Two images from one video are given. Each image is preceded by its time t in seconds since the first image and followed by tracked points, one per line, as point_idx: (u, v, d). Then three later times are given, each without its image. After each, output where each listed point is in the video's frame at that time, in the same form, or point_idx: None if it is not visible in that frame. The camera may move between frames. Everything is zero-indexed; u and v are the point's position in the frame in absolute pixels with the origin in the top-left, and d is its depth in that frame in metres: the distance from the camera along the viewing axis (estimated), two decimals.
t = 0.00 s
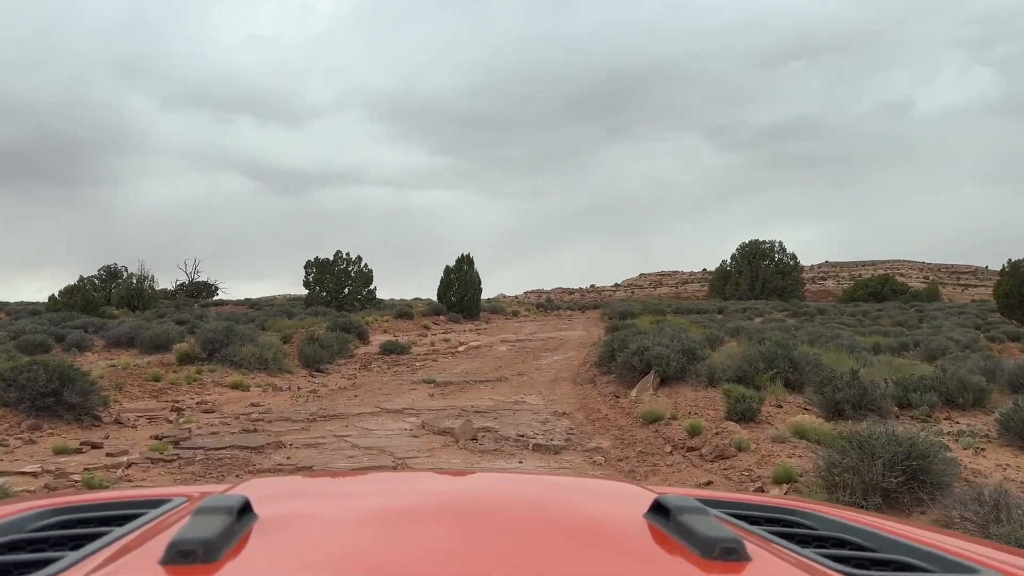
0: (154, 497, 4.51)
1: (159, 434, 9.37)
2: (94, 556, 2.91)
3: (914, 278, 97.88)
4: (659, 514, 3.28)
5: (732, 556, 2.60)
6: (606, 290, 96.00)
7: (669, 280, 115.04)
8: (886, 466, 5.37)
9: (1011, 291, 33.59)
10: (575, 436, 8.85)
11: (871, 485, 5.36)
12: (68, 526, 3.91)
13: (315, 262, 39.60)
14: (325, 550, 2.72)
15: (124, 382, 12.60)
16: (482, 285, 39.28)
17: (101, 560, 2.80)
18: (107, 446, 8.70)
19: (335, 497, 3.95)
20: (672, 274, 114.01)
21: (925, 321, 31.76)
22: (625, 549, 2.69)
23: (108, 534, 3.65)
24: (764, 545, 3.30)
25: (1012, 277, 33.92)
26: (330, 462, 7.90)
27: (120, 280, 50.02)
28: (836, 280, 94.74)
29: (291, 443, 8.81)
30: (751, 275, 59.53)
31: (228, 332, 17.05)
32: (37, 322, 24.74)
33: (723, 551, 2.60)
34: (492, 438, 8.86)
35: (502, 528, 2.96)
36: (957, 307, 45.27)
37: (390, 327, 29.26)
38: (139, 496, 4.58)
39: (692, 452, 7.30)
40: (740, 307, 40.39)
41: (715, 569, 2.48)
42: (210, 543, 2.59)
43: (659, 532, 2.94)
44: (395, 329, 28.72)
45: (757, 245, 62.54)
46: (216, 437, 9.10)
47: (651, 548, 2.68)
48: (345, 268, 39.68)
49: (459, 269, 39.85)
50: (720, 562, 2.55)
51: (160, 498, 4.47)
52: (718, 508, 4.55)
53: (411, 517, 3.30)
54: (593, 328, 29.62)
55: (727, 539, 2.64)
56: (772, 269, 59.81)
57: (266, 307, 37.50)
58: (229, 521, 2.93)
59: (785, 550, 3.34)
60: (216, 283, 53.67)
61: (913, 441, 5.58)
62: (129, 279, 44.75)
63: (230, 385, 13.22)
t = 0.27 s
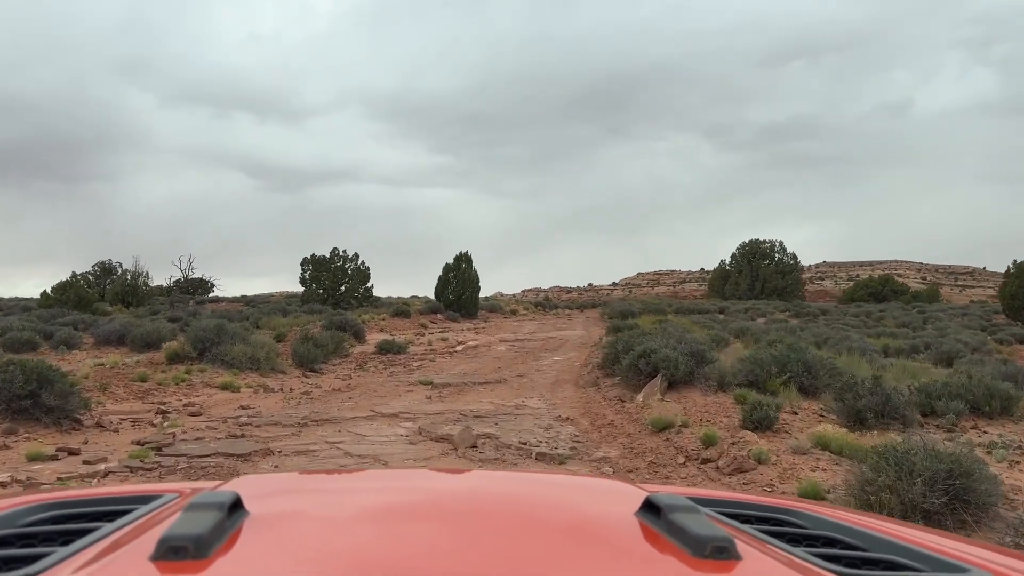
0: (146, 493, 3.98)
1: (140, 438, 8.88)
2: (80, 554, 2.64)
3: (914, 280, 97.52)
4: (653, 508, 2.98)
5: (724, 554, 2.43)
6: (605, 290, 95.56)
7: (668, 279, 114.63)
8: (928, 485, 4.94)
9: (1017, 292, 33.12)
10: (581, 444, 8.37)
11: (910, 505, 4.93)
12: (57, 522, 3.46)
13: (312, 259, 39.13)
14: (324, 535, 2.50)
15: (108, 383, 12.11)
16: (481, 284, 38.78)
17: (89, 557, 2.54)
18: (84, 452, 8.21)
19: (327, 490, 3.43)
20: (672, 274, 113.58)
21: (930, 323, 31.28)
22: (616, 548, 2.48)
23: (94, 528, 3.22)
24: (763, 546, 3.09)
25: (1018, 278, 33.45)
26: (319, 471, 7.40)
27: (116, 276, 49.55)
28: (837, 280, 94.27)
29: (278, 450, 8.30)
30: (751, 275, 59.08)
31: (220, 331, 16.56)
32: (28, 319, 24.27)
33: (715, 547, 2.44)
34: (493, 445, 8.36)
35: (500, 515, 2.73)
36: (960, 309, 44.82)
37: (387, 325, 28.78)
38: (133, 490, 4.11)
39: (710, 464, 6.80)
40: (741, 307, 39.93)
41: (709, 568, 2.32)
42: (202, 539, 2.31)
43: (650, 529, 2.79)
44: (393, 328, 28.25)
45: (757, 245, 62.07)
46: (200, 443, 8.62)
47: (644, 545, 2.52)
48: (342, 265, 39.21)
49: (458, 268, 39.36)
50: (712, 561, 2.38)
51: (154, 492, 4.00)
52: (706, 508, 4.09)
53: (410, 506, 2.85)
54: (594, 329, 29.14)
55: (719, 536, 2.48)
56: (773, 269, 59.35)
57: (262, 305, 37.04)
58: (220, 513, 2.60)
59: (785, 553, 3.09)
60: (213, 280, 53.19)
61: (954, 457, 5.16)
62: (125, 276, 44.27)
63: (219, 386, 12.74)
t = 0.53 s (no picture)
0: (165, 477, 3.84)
1: (120, 444, 8.42)
2: (92, 542, 2.57)
3: (914, 282, 97.11)
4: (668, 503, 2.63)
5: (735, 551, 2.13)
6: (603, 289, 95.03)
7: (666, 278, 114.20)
8: (979, 511, 4.53)
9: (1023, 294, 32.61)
10: (588, 453, 7.91)
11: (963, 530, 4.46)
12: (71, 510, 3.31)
13: (308, 256, 38.60)
14: (324, 528, 2.33)
15: (92, 384, 11.62)
16: (479, 282, 38.25)
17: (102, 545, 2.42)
18: (61, 459, 7.75)
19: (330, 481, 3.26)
20: (670, 273, 113.09)
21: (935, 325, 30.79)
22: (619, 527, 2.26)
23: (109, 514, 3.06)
24: (764, 538, 2.80)
25: None
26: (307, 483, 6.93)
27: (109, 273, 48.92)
28: (836, 282, 93.81)
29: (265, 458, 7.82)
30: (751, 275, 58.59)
31: (212, 329, 16.08)
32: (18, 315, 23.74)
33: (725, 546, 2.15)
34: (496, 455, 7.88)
35: (504, 493, 2.53)
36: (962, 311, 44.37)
37: (383, 324, 28.28)
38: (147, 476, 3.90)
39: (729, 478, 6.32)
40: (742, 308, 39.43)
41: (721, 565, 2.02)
42: (217, 527, 2.26)
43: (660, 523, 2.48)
44: (389, 327, 27.72)
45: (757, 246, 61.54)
46: (183, 449, 8.16)
47: (648, 536, 2.22)
48: (339, 263, 38.68)
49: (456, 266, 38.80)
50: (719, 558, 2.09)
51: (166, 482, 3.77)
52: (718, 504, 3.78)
53: (405, 489, 2.63)
54: (594, 329, 28.61)
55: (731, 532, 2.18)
56: (773, 269, 58.82)
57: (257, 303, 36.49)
58: (233, 504, 2.55)
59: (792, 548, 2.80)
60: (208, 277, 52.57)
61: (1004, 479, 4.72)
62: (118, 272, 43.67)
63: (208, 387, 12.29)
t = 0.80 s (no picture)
0: (149, 485, 3.28)
1: (102, 455, 7.87)
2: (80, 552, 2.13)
3: (912, 285, 96.81)
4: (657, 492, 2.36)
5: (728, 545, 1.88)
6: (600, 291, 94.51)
7: (664, 281, 113.75)
8: None
9: None
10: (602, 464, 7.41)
11: None
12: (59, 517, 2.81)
13: (305, 256, 38.00)
14: (326, 529, 2.02)
15: (75, 389, 11.04)
16: (477, 284, 37.71)
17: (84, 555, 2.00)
18: (36, 472, 7.19)
19: (332, 483, 2.81)
20: (668, 276, 112.62)
21: (939, 330, 30.33)
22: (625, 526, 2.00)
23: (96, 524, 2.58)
24: (757, 530, 2.45)
25: None
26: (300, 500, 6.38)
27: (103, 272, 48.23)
28: (835, 285, 93.39)
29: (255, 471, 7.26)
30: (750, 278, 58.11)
31: (203, 330, 15.51)
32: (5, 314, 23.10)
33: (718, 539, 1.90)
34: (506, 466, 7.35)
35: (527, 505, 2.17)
36: (964, 315, 43.94)
37: (380, 326, 27.72)
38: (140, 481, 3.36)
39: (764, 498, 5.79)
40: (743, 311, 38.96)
41: (713, 558, 1.79)
42: (211, 531, 1.85)
43: (650, 514, 2.22)
44: (386, 329, 27.18)
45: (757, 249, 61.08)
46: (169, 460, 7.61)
47: (635, 530, 1.97)
48: (335, 264, 38.07)
49: (453, 268, 38.25)
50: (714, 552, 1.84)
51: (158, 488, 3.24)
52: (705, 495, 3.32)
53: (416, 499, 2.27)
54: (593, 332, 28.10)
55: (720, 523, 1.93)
56: (773, 273, 58.37)
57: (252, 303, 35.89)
58: (223, 509, 2.12)
59: (783, 538, 2.43)
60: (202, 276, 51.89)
61: None
62: (111, 271, 42.97)
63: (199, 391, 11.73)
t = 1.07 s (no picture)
0: (150, 493, 2.78)
1: (75, 467, 7.36)
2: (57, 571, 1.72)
3: (911, 290, 96.45)
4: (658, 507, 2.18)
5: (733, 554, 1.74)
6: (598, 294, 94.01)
7: (662, 284, 113.32)
8: None
9: None
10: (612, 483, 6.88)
11: None
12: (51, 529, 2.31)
13: (301, 257, 37.47)
14: (303, 556, 1.63)
15: (56, 394, 10.52)
16: (475, 286, 37.20)
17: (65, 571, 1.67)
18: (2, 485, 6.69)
19: (329, 490, 2.41)
20: (666, 280, 112.15)
21: (944, 336, 29.84)
22: (626, 544, 1.83)
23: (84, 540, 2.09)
24: (759, 541, 2.13)
25: None
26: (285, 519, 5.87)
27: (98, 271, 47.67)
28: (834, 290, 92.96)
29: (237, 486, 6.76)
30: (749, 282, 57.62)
31: (194, 332, 14.99)
32: None
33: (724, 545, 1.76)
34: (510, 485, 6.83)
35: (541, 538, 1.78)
36: (965, 321, 43.50)
37: (376, 328, 27.20)
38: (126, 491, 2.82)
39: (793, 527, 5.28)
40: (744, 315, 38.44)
41: (716, 570, 1.65)
42: (213, 538, 1.68)
43: (653, 525, 2.05)
44: (383, 332, 26.65)
45: (756, 253, 60.59)
46: (145, 474, 7.10)
47: (638, 543, 1.82)
48: (331, 265, 37.51)
49: (451, 270, 37.73)
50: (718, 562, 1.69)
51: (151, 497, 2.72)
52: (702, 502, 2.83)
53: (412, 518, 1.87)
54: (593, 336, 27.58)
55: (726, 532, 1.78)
56: (772, 277, 57.90)
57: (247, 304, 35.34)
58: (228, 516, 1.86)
59: (786, 548, 2.10)
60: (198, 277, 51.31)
61: None
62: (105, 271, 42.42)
63: (185, 397, 11.21)
